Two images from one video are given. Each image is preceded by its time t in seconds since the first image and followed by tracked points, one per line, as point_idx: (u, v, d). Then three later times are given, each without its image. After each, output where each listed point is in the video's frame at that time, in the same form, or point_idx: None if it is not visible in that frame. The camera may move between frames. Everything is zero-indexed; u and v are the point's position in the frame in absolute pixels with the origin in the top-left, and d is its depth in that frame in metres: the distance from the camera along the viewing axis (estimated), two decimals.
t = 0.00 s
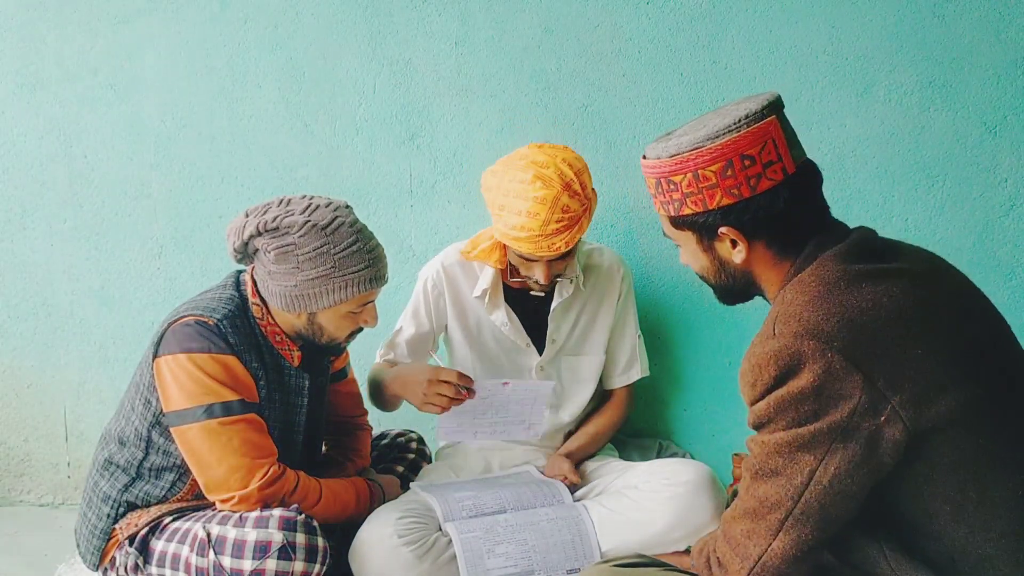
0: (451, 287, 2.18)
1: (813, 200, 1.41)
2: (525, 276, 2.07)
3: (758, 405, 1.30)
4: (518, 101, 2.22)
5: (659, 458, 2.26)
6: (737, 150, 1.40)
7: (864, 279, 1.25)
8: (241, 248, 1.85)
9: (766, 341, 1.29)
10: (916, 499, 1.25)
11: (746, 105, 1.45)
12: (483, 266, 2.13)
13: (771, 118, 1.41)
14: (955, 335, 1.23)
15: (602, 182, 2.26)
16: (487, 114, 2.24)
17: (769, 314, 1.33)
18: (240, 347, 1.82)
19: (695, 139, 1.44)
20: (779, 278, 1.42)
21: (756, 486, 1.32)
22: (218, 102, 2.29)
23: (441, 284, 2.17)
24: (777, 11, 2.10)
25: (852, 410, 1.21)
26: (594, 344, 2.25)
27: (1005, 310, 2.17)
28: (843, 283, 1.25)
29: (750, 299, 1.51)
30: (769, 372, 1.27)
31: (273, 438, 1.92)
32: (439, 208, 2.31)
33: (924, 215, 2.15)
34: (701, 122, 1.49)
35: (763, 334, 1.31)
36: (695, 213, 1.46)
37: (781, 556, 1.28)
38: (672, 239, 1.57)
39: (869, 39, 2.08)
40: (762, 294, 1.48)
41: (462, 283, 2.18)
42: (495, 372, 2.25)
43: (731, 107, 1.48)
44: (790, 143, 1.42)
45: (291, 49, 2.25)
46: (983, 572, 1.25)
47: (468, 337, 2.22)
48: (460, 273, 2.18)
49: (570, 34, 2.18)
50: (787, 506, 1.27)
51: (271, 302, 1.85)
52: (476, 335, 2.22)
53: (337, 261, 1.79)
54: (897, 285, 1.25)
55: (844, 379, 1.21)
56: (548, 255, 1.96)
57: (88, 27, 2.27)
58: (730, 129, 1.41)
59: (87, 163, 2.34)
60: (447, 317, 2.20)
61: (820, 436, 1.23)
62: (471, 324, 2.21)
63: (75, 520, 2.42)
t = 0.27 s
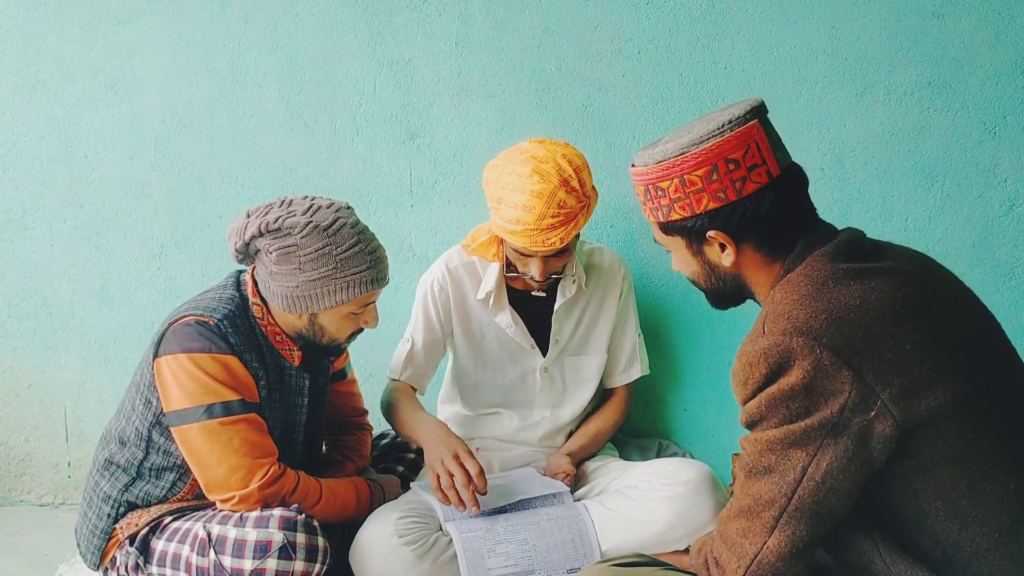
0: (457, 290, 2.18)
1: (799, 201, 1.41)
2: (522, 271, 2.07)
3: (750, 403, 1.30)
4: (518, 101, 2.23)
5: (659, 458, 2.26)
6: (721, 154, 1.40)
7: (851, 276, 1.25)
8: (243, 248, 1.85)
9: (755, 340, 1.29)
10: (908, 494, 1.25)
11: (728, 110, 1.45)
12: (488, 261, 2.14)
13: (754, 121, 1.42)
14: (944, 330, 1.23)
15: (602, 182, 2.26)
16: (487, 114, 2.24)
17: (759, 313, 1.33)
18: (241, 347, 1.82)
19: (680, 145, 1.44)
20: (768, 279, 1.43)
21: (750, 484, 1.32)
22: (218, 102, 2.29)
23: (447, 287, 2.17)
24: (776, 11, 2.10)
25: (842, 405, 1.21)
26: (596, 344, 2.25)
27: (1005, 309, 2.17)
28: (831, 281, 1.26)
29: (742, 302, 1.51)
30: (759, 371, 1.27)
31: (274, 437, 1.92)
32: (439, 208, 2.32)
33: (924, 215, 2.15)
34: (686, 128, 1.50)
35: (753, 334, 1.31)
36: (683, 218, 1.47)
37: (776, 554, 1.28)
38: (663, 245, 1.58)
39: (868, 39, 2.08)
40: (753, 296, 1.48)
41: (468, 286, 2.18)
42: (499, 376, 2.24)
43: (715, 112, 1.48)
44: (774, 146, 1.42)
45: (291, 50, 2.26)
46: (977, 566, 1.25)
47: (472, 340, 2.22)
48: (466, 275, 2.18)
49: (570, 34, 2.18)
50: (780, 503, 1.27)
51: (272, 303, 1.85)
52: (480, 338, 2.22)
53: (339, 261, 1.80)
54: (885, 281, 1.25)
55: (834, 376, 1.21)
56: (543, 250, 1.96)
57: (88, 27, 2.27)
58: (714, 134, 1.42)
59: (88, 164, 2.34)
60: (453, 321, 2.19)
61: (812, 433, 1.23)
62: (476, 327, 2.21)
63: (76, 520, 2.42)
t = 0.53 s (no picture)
0: (455, 289, 2.18)
1: (791, 203, 1.41)
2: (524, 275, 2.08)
3: (745, 402, 1.31)
4: (518, 102, 2.23)
5: (659, 458, 2.27)
6: (711, 157, 1.41)
7: (844, 275, 1.26)
8: (245, 248, 1.86)
9: (749, 339, 1.30)
10: (905, 491, 1.25)
11: (719, 114, 1.46)
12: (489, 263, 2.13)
13: (743, 124, 1.42)
14: (937, 328, 1.23)
15: (602, 183, 2.26)
16: (487, 114, 2.25)
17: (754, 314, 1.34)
18: (241, 347, 1.82)
19: (671, 150, 1.45)
20: (763, 281, 1.43)
21: (747, 483, 1.32)
22: (219, 103, 2.30)
23: (447, 286, 2.17)
24: (776, 11, 2.11)
25: (836, 403, 1.21)
26: (597, 345, 2.25)
27: (1005, 309, 2.18)
28: (824, 280, 1.26)
29: (738, 304, 1.51)
30: (754, 370, 1.28)
31: (275, 437, 1.92)
32: (439, 208, 2.32)
33: (924, 215, 2.15)
34: (677, 132, 1.50)
35: (747, 333, 1.32)
36: (676, 221, 1.47)
37: (774, 552, 1.28)
38: (657, 248, 1.58)
39: (868, 40, 2.09)
40: (747, 297, 1.48)
41: (467, 286, 2.19)
42: (499, 376, 2.25)
43: (705, 116, 1.49)
44: (764, 149, 1.42)
45: (291, 50, 2.26)
46: (976, 563, 1.25)
47: (472, 340, 2.22)
48: (465, 275, 2.18)
49: (570, 34, 2.18)
50: (777, 501, 1.27)
51: (274, 302, 1.85)
52: (479, 338, 2.22)
53: (341, 261, 1.80)
54: (878, 280, 1.25)
55: (827, 373, 1.22)
56: (546, 258, 1.97)
57: (88, 27, 2.27)
58: (704, 138, 1.42)
59: (88, 164, 2.34)
60: (452, 320, 2.20)
61: (806, 430, 1.23)
62: (474, 326, 2.22)
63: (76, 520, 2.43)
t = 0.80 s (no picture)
0: (454, 287, 2.18)
1: (791, 203, 1.41)
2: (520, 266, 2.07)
3: (746, 403, 1.31)
4: (518, 102, 2.23)
5: (659, 458, 2.27)
6: (711, 158, 1.41)
7: (845, 275, 1.26)
8: (246, 248, 1.85)
9: (750, 339, 1.30)
10: (905, 491, 1.25)
11: (717, 115, 1.46)
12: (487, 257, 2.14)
13: (742, 124, 1.42)
14: (938, 328, 1.23)
15: (602, 183, 2.26)
16: (487, 114, 2.25)
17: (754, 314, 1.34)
18: (241, 347, 1.82)
19: (670, 150, 1.44)
20: (763, 281, 1.43)
21: (747, 483, 1.32)
22: (219, 102, 2.30)
23: (447, 284, 2.17)
24: (776, 11, 2.11)
25: (836, 403, 1.21)
26: (595, 343, 2.25)
27: (1005, 310, 2.17)
28: (825, 280, 1.26)
29: (738, 304, 1.51)
30: (754, 370, 1.28)
31: (274, 437, 1.92)
32: (439, 208, 2.32)
33: (924, 215, 2.15)
34: (676, 133, 1.50)
35: (748, 333, 1.32)
36: (676, 222, 1.47)
37: (774, 552, 1.28)
38: (656, 249, 1.57)
39: (868, 39, 2.09)
40: (747, 297, 1.48)
41: (467, 284, 2.19)
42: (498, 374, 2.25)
43: (704, 116, 1.48)
44: (763, 149, 1.42)
45: (291, 50, 2.26)
46: (975, 562, 1.25)
47: (471, 338, 2.22)
48: (464, 273, 2.18)
49: (570, 34, 2.18)
50: (777, 501, 1.27)
51: (275, 303, 1.86)
52: (477, 335, 2.22)
53: (342, 262, 1.80)
54: (879, 281, 1.25)
55: (828, 373, 1.22)
56: (539, 247, 1.97)
57: (88, 27, 2.28)
58: (703, 139, 1.42)
59: (88, 164, 2.35)
60: (453, 319, 2.20)
61: (807, 430, 1.23)
62: (473, 324, 2.21)
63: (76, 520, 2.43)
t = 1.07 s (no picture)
0: (452, 290, 2.18)
1: (792, 203, 1.41)
2: (517, 262, 2.07)
3: (747, 404, 1.31)
4: (518, 102, 2.23)
5: (659, 458, 2.27)
6: (712, 158, 1.41)
7: (847, 276, 1.26)
8: (246, 249, 1.85)
9: (752, 340, 1.30)
10: (906, 492, 1.25)
11: (718, 115, 1.46)
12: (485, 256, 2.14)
13: (743, 124, 1.42)
14: (940, 329, 1.23)
15: (602, 182, 2.26)
16: (487, 114, 2.25)
17: (756, 315, 1.34)
18: (241, 347, 1.82)
19: (671, 150, 1.45)
20: (765, 281, 1.43)
21: (749, 484, 1.32)
22: (219, 102, 2.30)
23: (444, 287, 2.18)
24: (776, 11, 2.11)
25: (838, 404, 1.21)
26: (595, 340, 2.24)
27: (1005, 309, 2.18)
28: (827, 281, 1.26)
29: (740, 305, 1.51)
30: (756, 371, 1.28)
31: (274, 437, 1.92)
32: (439, 208, 2.32)
33: (924, 215, 2.15)
34: (677, 133, 1.50)
35: (750, 334, 1.32)
36: (678, 223, 1.46)
37: (775, 554, 1.28)
38: (657, 250, 1.57)
39: (868, 39, 2.09)
40: (749, 297, 1.48)
41: (464, 285, 2.19)
42: (499, 374, 2.24)
43: (705, 116, 1.48)
44: (765, 149, 1.42)
45: (291, 50, 2.26)
46: (977, 564, 1.25)
47: (470, 339, 2.22)
48: (460, 274, 2.18)
49: (570, 34, 2.18)
50: (779, 502, 1.27)
51: (275, 305, 1.86)
52: (477, 336, 2.22)
53: (343, 264, 1.80)
54: (881, 282, 1.25)
55: (830, 374, 1.21)
56: (537, 236, 1.96)
57: (88, 27, 2.27)
58: (704, 139, 1.42)
59: (88, 164, 2.34)
60: (451, 322, 2.20)
61: (808, 432, 1.23)
62: (472, 325, 2.21)
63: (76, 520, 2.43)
